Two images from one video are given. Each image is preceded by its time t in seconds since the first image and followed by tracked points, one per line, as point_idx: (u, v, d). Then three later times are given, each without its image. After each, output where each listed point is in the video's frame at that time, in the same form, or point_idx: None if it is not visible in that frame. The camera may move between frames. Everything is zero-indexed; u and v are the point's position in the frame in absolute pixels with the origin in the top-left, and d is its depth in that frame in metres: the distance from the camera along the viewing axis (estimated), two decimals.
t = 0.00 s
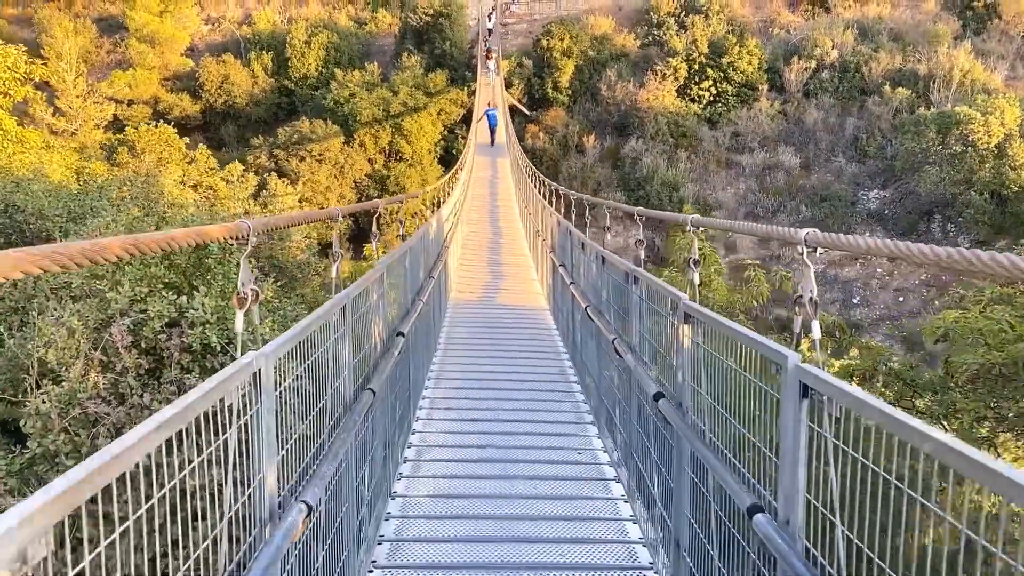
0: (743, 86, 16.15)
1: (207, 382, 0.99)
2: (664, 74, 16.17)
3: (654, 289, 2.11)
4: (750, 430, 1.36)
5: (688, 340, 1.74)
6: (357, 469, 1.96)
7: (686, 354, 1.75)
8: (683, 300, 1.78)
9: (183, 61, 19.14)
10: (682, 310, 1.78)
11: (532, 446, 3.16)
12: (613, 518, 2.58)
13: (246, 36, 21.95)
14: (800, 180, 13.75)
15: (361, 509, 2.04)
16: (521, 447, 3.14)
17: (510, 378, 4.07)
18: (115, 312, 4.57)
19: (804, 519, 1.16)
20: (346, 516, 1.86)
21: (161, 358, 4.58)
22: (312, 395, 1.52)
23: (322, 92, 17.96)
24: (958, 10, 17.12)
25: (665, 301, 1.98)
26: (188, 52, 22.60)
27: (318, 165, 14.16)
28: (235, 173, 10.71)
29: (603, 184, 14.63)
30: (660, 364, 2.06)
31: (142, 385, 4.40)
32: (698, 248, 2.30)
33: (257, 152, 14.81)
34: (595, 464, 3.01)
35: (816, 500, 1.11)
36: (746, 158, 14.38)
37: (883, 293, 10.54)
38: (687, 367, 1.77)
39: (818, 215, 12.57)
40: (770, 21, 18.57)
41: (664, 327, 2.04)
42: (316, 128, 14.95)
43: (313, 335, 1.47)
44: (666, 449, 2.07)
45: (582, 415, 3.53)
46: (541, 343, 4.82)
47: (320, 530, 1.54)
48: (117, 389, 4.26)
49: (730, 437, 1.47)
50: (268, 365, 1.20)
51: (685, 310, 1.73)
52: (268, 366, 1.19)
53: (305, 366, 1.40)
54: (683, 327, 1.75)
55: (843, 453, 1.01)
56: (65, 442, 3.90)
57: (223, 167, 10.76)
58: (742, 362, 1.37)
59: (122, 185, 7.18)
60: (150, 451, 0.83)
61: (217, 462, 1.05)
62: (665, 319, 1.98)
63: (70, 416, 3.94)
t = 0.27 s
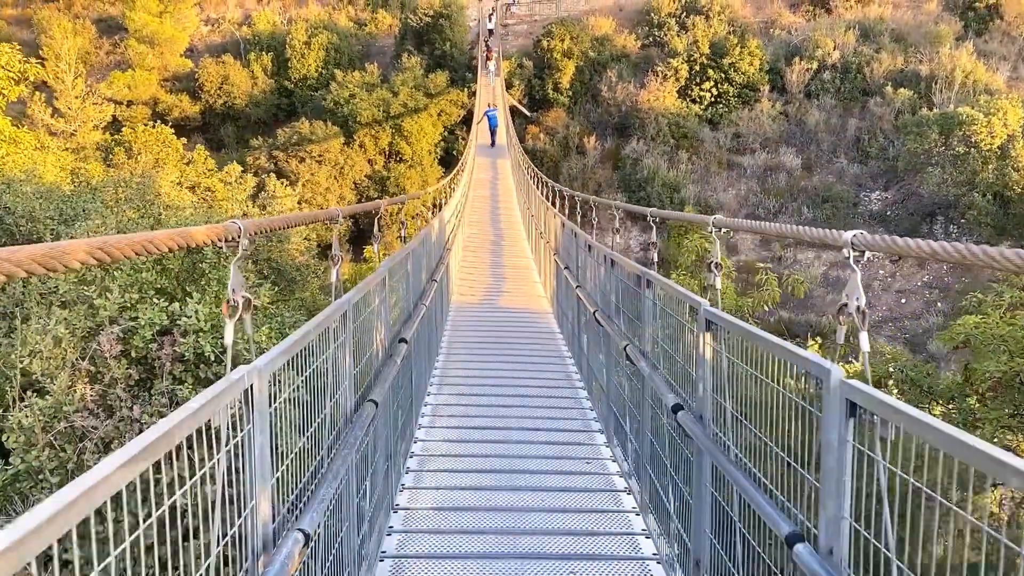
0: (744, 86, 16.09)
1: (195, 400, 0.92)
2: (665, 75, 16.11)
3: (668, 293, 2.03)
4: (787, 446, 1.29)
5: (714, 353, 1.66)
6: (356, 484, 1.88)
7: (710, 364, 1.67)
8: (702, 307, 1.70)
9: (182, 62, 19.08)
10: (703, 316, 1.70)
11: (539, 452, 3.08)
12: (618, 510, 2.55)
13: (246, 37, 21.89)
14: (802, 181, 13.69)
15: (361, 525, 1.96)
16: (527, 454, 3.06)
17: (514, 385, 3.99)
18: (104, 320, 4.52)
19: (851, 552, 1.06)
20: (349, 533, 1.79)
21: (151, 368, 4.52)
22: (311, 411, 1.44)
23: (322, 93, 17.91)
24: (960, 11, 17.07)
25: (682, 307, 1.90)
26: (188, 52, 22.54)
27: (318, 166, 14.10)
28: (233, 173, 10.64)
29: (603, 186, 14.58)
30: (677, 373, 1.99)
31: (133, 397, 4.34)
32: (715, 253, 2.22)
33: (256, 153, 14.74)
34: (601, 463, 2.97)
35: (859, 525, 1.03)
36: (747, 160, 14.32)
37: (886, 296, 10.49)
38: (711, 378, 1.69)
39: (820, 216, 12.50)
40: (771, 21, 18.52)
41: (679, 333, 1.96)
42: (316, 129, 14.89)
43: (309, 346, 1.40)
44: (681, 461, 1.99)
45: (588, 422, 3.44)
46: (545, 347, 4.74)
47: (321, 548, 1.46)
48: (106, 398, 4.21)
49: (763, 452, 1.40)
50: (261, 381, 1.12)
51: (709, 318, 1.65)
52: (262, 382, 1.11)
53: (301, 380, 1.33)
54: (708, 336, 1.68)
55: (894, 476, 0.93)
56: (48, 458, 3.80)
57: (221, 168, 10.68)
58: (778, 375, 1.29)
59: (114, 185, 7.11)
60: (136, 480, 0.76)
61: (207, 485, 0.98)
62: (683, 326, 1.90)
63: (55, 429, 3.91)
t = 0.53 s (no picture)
0: (744, 87, 16.03)
1: (163, 423, 0.84)
2: (665, 75, 16.05)
3: (680, 297, 1.94)
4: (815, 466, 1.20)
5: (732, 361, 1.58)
6: (352, 499, 1.79)
7: (729, 374, 1.59)
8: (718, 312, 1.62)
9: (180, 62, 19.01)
10: (719, 321, 1.62)
11: (542, 462, 3.00)
12: (625, 523, 2.48)
13: (245, 37, 21.83)
14: (802, 181, 13.63)
15: (356, 541, 1.88)
16: (529, 463, 2.98)
17: (516, 390, 3.90)
18: (87, 326, 4.44)
19: None
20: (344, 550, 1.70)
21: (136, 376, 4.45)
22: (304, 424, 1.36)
23: (321, 93, 17.85)
24: (961, 11, 17.01)
25: (695, 311, 1.81)
26: (187, 52, 22.48)
27: (317, 167, 14.04)
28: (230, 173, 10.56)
29: (603, 186, 14.52)
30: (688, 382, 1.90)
31: (117, 408, 4.26)
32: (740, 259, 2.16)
33: (255, 153, 14.66)
34: (607, 472, 2.90)
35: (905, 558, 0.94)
36: (748, 160, 14.27)
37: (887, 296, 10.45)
38: (727, 388, 1.61)
39: (821, 217, 12.44)
40: (772, 21, 18.47)
41: (692, 339, 1.87)
42: (315, 129, 14.83)
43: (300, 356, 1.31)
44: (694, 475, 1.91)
45: (593, 429, 3.36)
46: (546, 351, 4.66)
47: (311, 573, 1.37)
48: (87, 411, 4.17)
49: (787, 469, 1.32)
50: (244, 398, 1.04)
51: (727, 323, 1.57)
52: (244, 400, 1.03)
53: (291, 393, 1.25)
54: (725, 342, 1.60)
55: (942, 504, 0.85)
56: (25, 473, 3.77)
57: (216, 168, 10.60)
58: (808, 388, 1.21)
59: (105, 184, 7.02)
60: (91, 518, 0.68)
61: (185, 515, 0.89)
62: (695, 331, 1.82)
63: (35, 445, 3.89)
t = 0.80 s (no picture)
0: (744, 86, 15.97)
1: (126, 453, 0.76)
2: (665, 74, 15.99)
3: (691, 304, 1.87)
4: (844, 487, 1.13)
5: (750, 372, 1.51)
6: (344, 516, 1.71)
7: (747, 386, 1.51)
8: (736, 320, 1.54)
9: (178, 62, 18.93)
10: (735, 329, 1.54)
11: (545, 473, 2.92)
12: (632, 538, 2.42)
13: (243, 37, 21.73)
14: (803, 181, 13.57)
15: (349, 561, 1.79)
16: (531, 474, 2.90)
17: (516, 396, 3.83)
18: (60, 333, 4.22)
19: None
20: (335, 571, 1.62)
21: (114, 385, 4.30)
22: (293, 440, 1.28)
23: (319, 93, 17.77)
24: (961, 11, 16.96)
25: (708, 318, 1.74)
26: (184, 52, 22.39)
27: (315, 167, 13.96)
28: (224, 172, 10.46)
29: (603, 186, 14.44)
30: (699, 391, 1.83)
31: (92, 421, 4.12)
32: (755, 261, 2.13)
33: (253, 153, 14.57)
34: (612, 484, 2.83)
35: None
36: (748, 160, 14.21)
37: (887, 297, 10.41)
38: (745, 400, 1.53)
39: (821, 217, 12.37)
40: (771, 21, 18.42)
41: (705, 347, 1.78)
42: (313, 129, 14.75)
43: (289, 366, 1.24)
44: (705, 489, 1.84)
45: (596, 438, 3.29)
46: (547, 354, 4.59)
47: None
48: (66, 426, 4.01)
49: (810, 489, 1.24)
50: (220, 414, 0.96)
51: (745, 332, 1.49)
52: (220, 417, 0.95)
53: (276, 410, 1.17)
54: (742, 351, 1.52)
55: (1003, 544, 0.77)
56: None
57: (211, 167, 10.53)
58: (836, 404, 1.14)
59: (95, 183, 6.82)
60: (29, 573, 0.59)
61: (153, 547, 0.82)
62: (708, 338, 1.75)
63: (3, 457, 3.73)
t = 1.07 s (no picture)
0: (744, 86, 15.92)
1: (76, 497, 0.66)
2: (664, 74, 15.93)
3: (705, 313, 1.78)
4: (883, 520, 1.06)
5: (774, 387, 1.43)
6: (340, 537, 1.63)
7: (770, 405, 1.43)
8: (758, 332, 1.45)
9: (176, 62, 18.86)
10: (755, 342, 1.46)
11: (549, 487, 2.84)
12: (640, 558, 2.33)
13: (241, 37, 21.67)
14: (803, 181, 13.51)
15: None
16: (535, 489, 2.82)
17: (518, 404, 3.75)
18: (32, 346, 4.00)
19: None
20: None
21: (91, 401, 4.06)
22: (283, 462, 1.21)
23: (318, 93, 17.70)
24: (961, 11, 16.91)
25: (724, 329, 1.66)
26: (182, 53, 22.33)
27: (313, 167, 13.89)
28: (218, 173, 10.37)
29: (602, 186, 14.38)
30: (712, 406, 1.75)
31: (65, 441, 3.90)
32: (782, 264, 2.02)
33: (251, 154, 14.50)
34: (618, 499, 2.75)
35: None
36: (748, 160, 14.16)
37: (888, 298, 10.36)
38: (767, 417, 1.45)
39: (822, 217, 12.30)
40: (771, 21, 18.37)
41: (718, 359, 1.70)
42: (311, 129, 14.68)
43: (277, 383, 1.16)
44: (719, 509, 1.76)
45: (601, 449, 3.20)
46: (548, 359, 4.51)
47: None
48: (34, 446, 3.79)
49: (840, 519, 1.17)
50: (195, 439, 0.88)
51: (767, 345, 1.41)
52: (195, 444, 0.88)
53: (261, 430, 1.10)
54: (763, 364, 1.44)
55: None
56: None
57: (205, 168, 10.47)
58: (874, 429, 1.06)
59: (80, 183, 6.62)
60: None
61: None
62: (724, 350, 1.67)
63: None
